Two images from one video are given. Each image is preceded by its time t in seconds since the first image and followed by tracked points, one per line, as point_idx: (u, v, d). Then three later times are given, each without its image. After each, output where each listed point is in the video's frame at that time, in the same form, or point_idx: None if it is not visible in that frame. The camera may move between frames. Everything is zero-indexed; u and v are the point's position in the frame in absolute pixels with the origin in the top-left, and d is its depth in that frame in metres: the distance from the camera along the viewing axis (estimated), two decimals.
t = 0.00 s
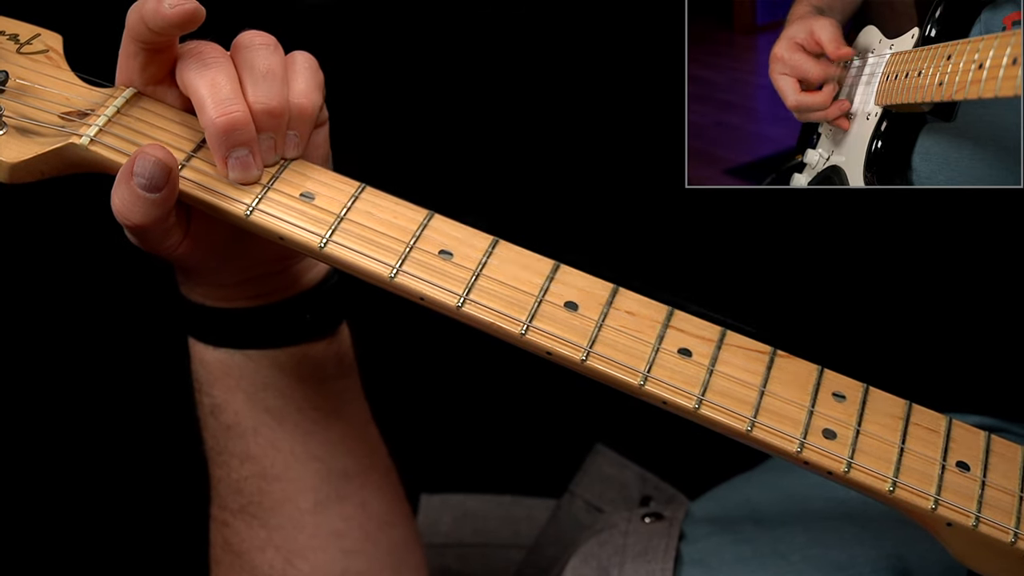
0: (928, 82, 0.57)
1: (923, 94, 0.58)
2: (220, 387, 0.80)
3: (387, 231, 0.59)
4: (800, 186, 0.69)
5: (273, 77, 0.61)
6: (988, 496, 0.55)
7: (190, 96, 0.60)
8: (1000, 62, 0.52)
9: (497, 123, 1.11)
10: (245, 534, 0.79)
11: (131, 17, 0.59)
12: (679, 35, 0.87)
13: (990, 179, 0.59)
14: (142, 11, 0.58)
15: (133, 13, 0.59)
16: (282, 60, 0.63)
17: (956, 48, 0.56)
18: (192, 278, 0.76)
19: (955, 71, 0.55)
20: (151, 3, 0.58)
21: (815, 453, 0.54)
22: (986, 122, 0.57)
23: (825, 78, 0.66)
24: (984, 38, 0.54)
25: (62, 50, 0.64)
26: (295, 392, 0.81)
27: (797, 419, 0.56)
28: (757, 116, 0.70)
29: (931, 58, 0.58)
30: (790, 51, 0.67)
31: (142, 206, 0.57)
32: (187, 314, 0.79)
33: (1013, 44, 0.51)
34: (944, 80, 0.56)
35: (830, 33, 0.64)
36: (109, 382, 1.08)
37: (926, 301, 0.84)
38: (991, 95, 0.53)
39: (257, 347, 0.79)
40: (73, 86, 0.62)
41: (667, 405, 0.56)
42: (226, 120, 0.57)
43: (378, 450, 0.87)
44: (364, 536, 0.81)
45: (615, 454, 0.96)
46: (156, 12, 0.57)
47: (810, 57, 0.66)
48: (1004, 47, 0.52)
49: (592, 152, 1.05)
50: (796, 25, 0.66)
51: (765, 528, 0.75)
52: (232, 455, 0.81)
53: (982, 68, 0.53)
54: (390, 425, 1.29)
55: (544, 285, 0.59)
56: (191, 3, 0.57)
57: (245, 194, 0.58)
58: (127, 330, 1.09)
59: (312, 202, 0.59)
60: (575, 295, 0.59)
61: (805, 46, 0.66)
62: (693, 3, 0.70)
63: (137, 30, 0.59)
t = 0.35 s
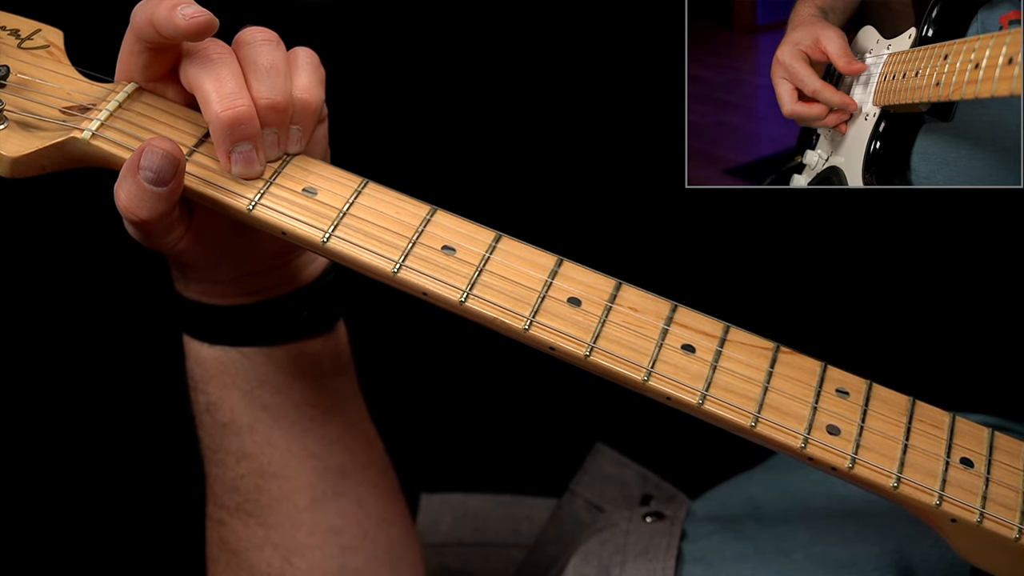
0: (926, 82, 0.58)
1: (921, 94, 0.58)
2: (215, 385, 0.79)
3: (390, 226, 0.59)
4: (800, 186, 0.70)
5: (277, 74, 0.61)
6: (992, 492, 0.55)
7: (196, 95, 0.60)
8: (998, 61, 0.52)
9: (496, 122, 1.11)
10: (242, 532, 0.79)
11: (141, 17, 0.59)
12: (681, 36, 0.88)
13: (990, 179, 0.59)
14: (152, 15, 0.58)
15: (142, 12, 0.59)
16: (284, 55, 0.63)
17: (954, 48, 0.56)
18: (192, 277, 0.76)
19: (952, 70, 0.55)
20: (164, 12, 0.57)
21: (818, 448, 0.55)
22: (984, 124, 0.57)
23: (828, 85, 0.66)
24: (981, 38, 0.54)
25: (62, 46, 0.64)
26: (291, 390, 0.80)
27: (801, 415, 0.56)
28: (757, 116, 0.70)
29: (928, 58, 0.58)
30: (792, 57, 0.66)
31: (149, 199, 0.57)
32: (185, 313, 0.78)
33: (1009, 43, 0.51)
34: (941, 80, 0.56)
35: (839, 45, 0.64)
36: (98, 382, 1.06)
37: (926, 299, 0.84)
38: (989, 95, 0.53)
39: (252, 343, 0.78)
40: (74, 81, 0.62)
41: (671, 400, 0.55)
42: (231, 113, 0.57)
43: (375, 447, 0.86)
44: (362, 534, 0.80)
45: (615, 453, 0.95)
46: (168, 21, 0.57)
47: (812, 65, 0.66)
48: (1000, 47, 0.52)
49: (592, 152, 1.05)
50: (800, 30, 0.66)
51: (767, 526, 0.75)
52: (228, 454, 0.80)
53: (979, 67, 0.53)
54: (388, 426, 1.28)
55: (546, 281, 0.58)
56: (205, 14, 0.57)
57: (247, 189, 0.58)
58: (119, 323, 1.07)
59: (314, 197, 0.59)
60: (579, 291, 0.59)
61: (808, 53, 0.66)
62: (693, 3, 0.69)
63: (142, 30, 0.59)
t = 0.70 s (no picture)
0: (927, 82, 0.58)
1: (922, 93, 0.58)
2: (212, 387, 0.79)
3: (387, 228, 0.59)
4: (800, 187, 0.69)
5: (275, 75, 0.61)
6: (992, 493, 0.55)
7: (195, 100, 0.60)
8: (999, 61, 0.52)
9: (496, 122, 1.11)
10: (239, 535, 0.79)
11: (140, 21, 0.59)
12: (681, 36, 0.88)
13: (990, 179, 0.59)
14: (151, 21, 0.58)
15: (141, 16, 0.59)
16: (282, 58, 0.62)
17: (954, 47, 0.56)
18: (191, 279, 0.76)
19: (953, 70, 0.55)
20: (164, 19, 0.57)
21: (817, 449, 0.54)
22: (985, 123, 0.58)
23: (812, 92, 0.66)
24: (981, 37, 0.54)
25: (60, 48, 0.64)
26: (287, 391, 0.80)
27: (800, 415, 0.56)
28: (757, 116, 0.70)
29: (927, 58, 0.58)
30: (782, 60, 0.67)
31: (148, 201, 0.57)
32: (184, 314, 0.78)
33: (1011, 42, 0.52)
34: (942, 79, 0.56)
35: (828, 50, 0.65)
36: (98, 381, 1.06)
37: (926, 299, 0.84)
38: (991, 94, 0.53)
39: (247, 346, 0.78)
40: (72, 83, 0.62)
41: (670, 401, 0.55)
42: (230, 115, 0.57)
43: (371, 449, 0.87)
44: (359, 536, 0.81)
45: (615, 454, 0.95)
46: (169, 27, 0.57)
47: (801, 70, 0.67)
48: (1002, 45, 0.52)
49: (592, 152, 1.05)
50: (795, 32, 0.66)
51: (766, 526, 0.75)
52: (225, 456, 0.80)
53: (980, 67, 0.53)
54: (389, 426, 1.28)
55: (544, 283, 0.58)
56: (206, 23, 0.57)
57: (244, 191, 0.58)
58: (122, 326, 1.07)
59: (312, 199, 0.59)
60: (578, 292, 0.59)
61: (800, 56, 0.66)
62: (693, 3, 0.69)
63: (142, 35, 0.59)
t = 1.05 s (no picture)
0: (925, 80, 0.58)
1: (921, 91, 0.58)
2: (221, 386, 0.79)
3: (384, 225, 0.58)
4: (800, 187, 0.69)
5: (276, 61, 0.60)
6: (995, 493, 0.55)
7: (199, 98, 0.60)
8: (996, 58, 0.52)
9: (495, 121, 1.11)
10: (243, 535, 0.78)
11: (139, 19, 0.59)
12: (681, 35, 0.88)
13: (990, 179, 0.59)
14: (148, 18, 0.58)
15: (140, 14, 0.59)
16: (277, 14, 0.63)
17: (952, 46, 0.56)
18: (194, 278, 0.75)
19: (951, 67, 0.55)
20: (162, 18, 0.57)
21: (822, 450, 0.54)
22: (985, 121, 0.57)
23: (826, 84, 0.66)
24: (979, 35, 0.54)
25: (59, 47, 0.64)
26: (295, 394, 0.80)
27: (803, 417, 0.56)
28: (757, 116, 0.70)
29: (926, 57, 0.58)
30: (792, 53, 0.66)
31: (141, 203, 0.57)
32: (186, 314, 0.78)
33: (1007, 39, 0.51)
34: (940, 77, 0.56)
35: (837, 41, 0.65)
36: (96, 381, 1.06)
37: (925, 299, 0.84)
38: (989, 91, 0.52)
39: (258, 346, 0.78)
40: (70, 83, 0.61)
41: (673, 403, 0.55)
42: (234, 117, 0.57)
43: (379, 451, 0.86)
44: (364, 538, 0.80)
45: (616, 453, 0.95)
46: (164, 26, 0.56)
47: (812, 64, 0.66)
48: (999, 43, 0.52)
49: (591, 151, 1.05)
50: (802, 26, 0.66)
51: (767, 526, 0.75)
52: (232, 455, 0.80)
53: (978, 64, 0.53)
54: (388, 426, 1.28)
55: (548, 283, 0.58)
56: (200, 23, 0.56)
57: (245, 191, 0.58)
58: (116, 325, 1.06)
59: (314, 198, 0.59)
60: (580, 292, 0.58)
61: (809, 49, 0.66)
62: (693, 3, 0.69)
63: (141, 33, 0.59)
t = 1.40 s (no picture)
0: (928, 82, 0.57)
1: (922, 93, 0.58)
2: (217, 391, 0.79)
3: (387, 228, 0.59)
4: (800, 186, 0.69)
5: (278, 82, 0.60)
6: (991, 494, 0.55)
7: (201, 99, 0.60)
8: (999, 61, 0.52)
9: (497, 122, 1.11)
10: (241, 540, 0.79)
11: (144, 17, 0.59)
12: (681, 36, 0.89)
13: (990, 179, 0.59)
14: (154, 16, 0.58)
15: (145, 14, 0.59)
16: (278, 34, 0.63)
17: (954, 48, 0.56)
18: (190, 281, 0.76)
19: (953, 70, 0.55)
20: (167, 15, 0.57)
21: (817, 450, 0.55)
22: (985, 122, 0.58)
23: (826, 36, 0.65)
24: (982, 37, 0.54)
25: (63, 48, 0.64)
26: (292, 395, 0.81)
27: (799, 417, 0.56)
28: (757, 115, 0.70)
29: (928, 57, 0.58)
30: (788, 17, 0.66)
31: (144, 202, 0.57)
32: (186, 315, 0.78)
33: (1010, 43, 0.52)
34: (942, 79, 0.56)
35: None
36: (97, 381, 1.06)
37: (926, 301, 0.84)
38: (989, 94, 0.53)
39: (253, 350, 0.79)
40: (74, 84, 0.62)
41: (670, 403, 0.55)
42: (234, 117, 0.57)
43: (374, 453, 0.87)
44: (362, 540, 0.81)
45: (616, 454, 0.96)
46: (171, 24, 0.57)
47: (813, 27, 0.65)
48: (1002, 46, 0.52)
49: (593, 152, 1.05)
50: None
51: (767, 527, 0.75)
52: (230, 459, 0.80)
53: (981, 67, 0.53)
54: (389, 426, 1.28)
55: (545, 284, 0.58)
56: (207, 18, 0.57)
57: (245, 192, 0.58)
58: (119, 325, 1.07)
59: (313, 199, 0.59)
60: (577, 293, 0.59)
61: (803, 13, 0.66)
62: (693, 3, 0.69)
63: (146, 33, 0.59)
